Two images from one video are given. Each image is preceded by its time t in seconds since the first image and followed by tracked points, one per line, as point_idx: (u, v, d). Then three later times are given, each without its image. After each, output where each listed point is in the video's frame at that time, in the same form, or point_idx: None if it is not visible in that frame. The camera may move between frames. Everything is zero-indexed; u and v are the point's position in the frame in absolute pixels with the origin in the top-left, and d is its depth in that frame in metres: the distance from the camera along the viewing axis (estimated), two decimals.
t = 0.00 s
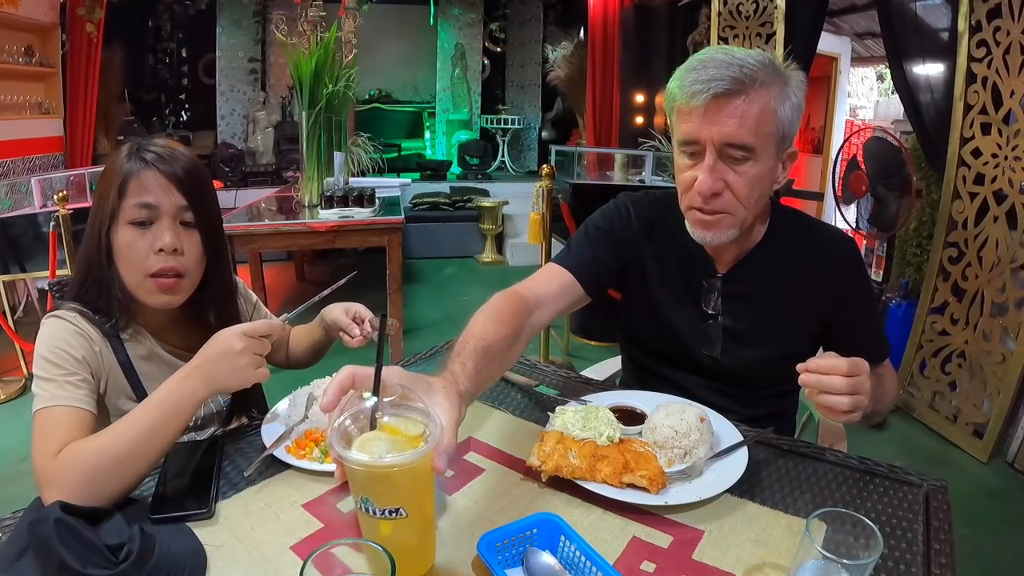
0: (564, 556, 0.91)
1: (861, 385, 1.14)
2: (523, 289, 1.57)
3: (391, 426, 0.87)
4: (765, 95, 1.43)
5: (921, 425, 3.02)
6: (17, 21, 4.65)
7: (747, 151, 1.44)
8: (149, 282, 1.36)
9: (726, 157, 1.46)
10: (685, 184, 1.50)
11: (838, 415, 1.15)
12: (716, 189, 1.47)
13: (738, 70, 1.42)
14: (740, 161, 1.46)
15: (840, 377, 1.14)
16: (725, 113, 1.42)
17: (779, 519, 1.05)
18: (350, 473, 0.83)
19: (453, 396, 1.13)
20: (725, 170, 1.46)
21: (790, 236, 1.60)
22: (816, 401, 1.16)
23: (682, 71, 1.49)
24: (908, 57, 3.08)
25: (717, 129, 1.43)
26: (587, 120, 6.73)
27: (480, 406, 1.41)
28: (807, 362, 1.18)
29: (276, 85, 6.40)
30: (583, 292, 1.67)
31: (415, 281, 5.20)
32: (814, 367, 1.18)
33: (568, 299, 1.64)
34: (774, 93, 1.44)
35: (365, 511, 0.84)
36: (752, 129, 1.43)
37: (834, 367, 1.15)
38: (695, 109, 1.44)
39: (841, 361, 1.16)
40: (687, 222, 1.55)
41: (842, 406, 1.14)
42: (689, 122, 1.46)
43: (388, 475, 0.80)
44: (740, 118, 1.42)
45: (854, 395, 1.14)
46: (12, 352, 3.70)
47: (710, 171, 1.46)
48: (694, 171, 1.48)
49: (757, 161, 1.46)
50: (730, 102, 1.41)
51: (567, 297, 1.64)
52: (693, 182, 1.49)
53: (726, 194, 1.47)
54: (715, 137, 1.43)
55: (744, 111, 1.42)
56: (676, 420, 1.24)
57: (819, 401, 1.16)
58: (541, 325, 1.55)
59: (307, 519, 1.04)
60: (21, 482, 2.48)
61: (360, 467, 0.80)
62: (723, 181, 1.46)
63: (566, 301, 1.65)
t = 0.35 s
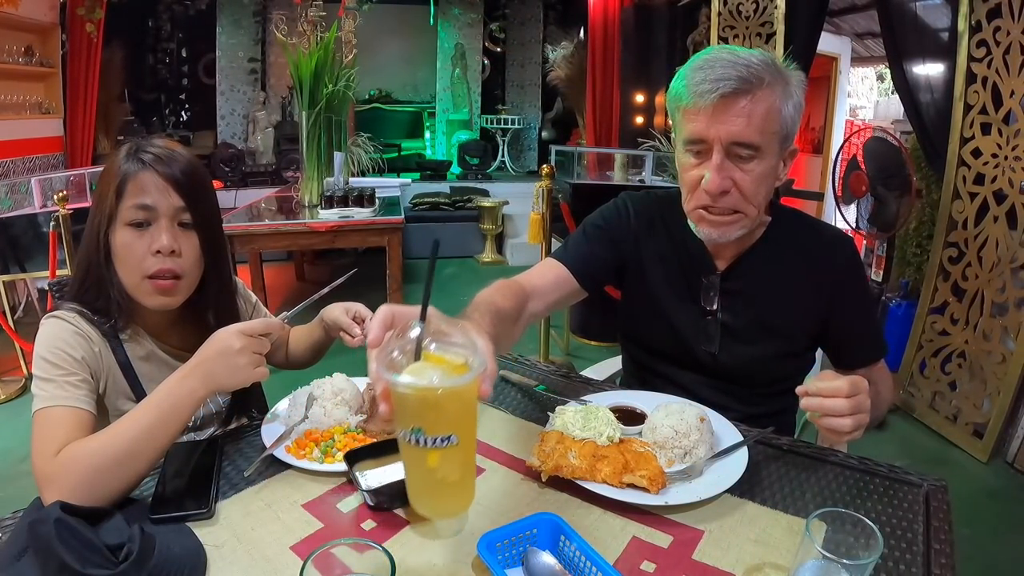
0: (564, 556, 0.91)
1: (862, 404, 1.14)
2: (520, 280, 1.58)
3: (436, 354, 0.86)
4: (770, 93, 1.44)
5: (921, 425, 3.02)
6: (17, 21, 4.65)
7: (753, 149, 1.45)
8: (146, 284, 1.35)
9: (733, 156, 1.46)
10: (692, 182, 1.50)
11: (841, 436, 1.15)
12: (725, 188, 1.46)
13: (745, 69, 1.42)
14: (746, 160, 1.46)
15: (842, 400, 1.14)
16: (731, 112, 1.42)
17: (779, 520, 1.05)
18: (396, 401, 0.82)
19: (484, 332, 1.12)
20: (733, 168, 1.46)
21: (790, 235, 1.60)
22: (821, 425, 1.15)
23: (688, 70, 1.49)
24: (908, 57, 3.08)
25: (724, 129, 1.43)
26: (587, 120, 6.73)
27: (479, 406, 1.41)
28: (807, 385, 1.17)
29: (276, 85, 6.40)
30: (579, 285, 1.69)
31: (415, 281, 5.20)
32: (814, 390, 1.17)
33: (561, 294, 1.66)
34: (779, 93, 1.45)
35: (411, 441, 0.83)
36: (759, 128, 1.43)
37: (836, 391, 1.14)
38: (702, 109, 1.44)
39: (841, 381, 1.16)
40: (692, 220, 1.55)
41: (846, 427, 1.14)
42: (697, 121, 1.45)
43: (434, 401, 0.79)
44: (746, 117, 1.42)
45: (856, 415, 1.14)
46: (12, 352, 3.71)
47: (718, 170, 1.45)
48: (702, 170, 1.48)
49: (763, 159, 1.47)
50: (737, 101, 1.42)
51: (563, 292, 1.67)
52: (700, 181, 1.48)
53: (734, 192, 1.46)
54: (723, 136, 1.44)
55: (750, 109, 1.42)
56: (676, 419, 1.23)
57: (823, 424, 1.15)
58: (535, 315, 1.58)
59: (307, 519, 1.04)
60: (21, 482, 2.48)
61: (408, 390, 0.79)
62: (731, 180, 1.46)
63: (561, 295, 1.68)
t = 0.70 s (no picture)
0: (564, 556, 0.91)
1: (871, 427, 1.16)
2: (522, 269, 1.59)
3: (495, 283, 0.89)
4: (774, 89, 1.44)
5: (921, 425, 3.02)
6: (17, 21, 4.65)
7: (759, 143, 1.45)
8: (145, 285, 1.35)
9: (741, 152, 1.45)
10: (698, 179, 1.49)
11: (852, 460, 1.16)
12: (734, 183, 1.45)
13: (750, 65, 1.43)
14: (752, 153, 1.45)
15: (855, 426, 1.14)
16: (738, 107, 1.42)
17: (779, 520, 1.05)
18: (463, 332, 0.84)
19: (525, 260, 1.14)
20: (741, 163, 1.45)
21: (790, 235, 1.60)
22: (835, 452, 1.15)
23: (690, 68, 1.49)
24: (908, 57, 3.08)
25: (732, 123, 1.43)
26: (587, 120, 6.75)
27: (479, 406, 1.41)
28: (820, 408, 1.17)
29: (276, 85, 6.40)
30: (579, 279, 1.71)
31: (415, 281, 5.20)
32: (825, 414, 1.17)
33: (559, 289, 1.68)
34: (782, 90, 1.46)
35: (479, 375, 0.86)
36: (765, 123, 1.43)
37: (849, 418, 1.14)
38: (708, 104, 1.44)
39: (851, 406, 1.17)
40: (698, 217, 1.54)
41: (858, 453, 1.14)
42: (703, 117, 1.45)
43: (506, 327, 0.82)
44: (754, 112, 1.42)
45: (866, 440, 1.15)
46: (12, 352, 3.71)
47: (728, 165, 1.44)
48: (710, 166, 1.47)
49: (768, 153, 1.46)
50: (743, 96, 1.42)
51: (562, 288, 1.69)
52: (709, 177, 1.47)
53: (741, 188, 1.46)
54: (731, 131, 1.43)
55: (756, 104, 1.42)
56: (677, 420, 1.23)
57: (836, 449, 1.15)
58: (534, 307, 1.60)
59: (307, 519, 1.04)
60: (21, 482, 2.48)
61: (476, 318, 0.82)
62: (739, 175, 1.45)
63: (560, 287, 1.70)
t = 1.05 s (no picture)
0: (564, 556, 0.91)
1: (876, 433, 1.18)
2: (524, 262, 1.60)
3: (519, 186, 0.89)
4: (775, 86, 1.44)
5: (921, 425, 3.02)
6: (17, 21, 4.65)
7: (761, 140, 1.45)
8: (145, 284, 1.35)
9: (743, 150, 1.45)
10: (701, 177, 1.48)
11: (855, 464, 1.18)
12: (737, 181, 1.44)
13: (751, 63, 1.43)
14: (755, 151, 1.45)
15: (863, 432, 1.16)
16: (740, 104, 1.42)
17: (779, 520, 1.05)
18: (495, 240, 0.82)
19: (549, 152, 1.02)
20: (743, 162, 1.44)
21: (790, 235, 1.60)
22: (842, 457, 1.16)
23: (691, 67, 1.49)
24: (908, 57, 3.08)
25: (735, 120, 1.42)
26: (588, 119, 6.82)
27: (480, 406, 1.42)
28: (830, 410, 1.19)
29: (276, 85, 6.39)
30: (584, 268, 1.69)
31: (415, 281, 5.20)
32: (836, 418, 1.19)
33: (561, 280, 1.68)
34: (784, 87, 1.46)
35: (515, 288, 0.83)
36: (766, 119, 1.43)
37: (858, 424, 1.16)
38: (710, 102, 1.43)
39: (861, 414, 1.19)
40: (702, 217, 1.54)
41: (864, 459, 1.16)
42: (705, 115, 1.44)
43: (545, 230, 0.82)
44: (756, 109, 1.42)
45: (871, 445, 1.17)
46: (12, 352, 3.71)
47: (730, 163, 1.44)
48: (713, 164, 1.46)
49: (770, 150, 1.46)
50: (745, 93, 1.41)
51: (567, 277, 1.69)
52: (712, 175, 1.46)
53: (744, 186, 1.45)
54: (733, 129, 1.43)
55: (757, 102, 1.42)
56: (676, 419, 1.23)
57: (844, 453, 1.16)
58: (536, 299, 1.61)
59: (307, 519, 1.04)
60: (21, 483, 2.48)
61: (507, 218, 0.81)
62: (743, 174, 1.44)
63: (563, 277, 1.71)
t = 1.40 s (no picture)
0: (564, 556, 0.91)
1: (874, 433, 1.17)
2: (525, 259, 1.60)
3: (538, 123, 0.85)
4: (778, 86, 1.44)
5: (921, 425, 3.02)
6: (17, 21, 4.65)
7: (764, 141, 1.44)
8: (160, 276, 1.36)
9: (746, 150, 1.45)
10: (704, 179, 1.48)
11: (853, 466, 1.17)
12: (741, 182, 1.44)
13: (752, 62, 1.43)
14: (757, 152, 1.45)
15: (862, 434, 1.15)
16: (743, 104, 1.41)
17: (779, 520, 1.05)
18: (511, 183, 0.79)
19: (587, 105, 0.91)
20: (746, 162, 1.44)
21: (791, 236, 1.60)
22: (843, 458, 1.16)
23: (693, 67, 1.49)
24: (908, 57, 3.08)
25: (738, 121, 1.42)
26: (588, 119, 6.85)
27: (480, 406, 1.42)
28: (827, 412, 1.18)
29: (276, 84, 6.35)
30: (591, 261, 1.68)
31: (415, 281, 5.20)
32: (834, 420, 1.19)
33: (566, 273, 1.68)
34: (786, 85, 1.46)
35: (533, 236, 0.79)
36: (769, 120, 1.43)
37: (858, 425, 1.15)
38: (712, 103, 1.43)
39: (859, 416, 1.18)
40: (704, 219, 1.53)
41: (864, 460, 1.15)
42: (707, 116, 1.44)
43: (571, 170, 0.78)
44: (758, 109, 1.41)
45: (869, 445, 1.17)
46: (12, 352, 3.71)
47: (734, 164, 1.43)
48: (716, 165, 1.46)
49: (773, 150, 1.46)
50: (747, 93, 1.41)
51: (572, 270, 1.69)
52: (715, 176, 1.46)
53: (748, 187, 1.45)
54: (737, 129, 1.42)
55: (760, 102, 1.42)
56: (676, 420, 1.22)
57: (843, 456, 1.16)
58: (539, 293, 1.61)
59: (307, 519, 1.04)
60: (21, 483, 2.48)
61: (521, 157, 0.78)
62: (745, 174, 1.44)
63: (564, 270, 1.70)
